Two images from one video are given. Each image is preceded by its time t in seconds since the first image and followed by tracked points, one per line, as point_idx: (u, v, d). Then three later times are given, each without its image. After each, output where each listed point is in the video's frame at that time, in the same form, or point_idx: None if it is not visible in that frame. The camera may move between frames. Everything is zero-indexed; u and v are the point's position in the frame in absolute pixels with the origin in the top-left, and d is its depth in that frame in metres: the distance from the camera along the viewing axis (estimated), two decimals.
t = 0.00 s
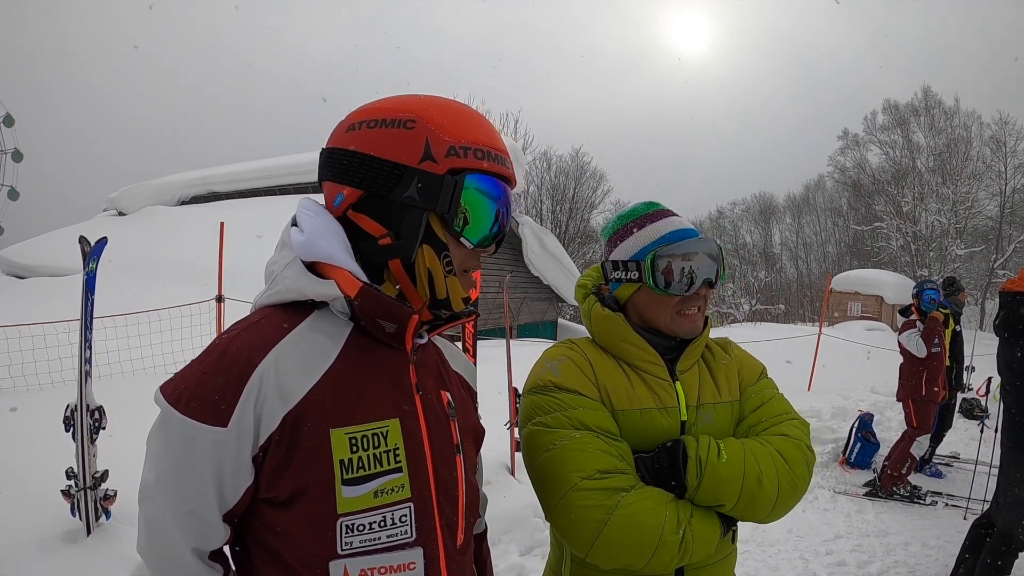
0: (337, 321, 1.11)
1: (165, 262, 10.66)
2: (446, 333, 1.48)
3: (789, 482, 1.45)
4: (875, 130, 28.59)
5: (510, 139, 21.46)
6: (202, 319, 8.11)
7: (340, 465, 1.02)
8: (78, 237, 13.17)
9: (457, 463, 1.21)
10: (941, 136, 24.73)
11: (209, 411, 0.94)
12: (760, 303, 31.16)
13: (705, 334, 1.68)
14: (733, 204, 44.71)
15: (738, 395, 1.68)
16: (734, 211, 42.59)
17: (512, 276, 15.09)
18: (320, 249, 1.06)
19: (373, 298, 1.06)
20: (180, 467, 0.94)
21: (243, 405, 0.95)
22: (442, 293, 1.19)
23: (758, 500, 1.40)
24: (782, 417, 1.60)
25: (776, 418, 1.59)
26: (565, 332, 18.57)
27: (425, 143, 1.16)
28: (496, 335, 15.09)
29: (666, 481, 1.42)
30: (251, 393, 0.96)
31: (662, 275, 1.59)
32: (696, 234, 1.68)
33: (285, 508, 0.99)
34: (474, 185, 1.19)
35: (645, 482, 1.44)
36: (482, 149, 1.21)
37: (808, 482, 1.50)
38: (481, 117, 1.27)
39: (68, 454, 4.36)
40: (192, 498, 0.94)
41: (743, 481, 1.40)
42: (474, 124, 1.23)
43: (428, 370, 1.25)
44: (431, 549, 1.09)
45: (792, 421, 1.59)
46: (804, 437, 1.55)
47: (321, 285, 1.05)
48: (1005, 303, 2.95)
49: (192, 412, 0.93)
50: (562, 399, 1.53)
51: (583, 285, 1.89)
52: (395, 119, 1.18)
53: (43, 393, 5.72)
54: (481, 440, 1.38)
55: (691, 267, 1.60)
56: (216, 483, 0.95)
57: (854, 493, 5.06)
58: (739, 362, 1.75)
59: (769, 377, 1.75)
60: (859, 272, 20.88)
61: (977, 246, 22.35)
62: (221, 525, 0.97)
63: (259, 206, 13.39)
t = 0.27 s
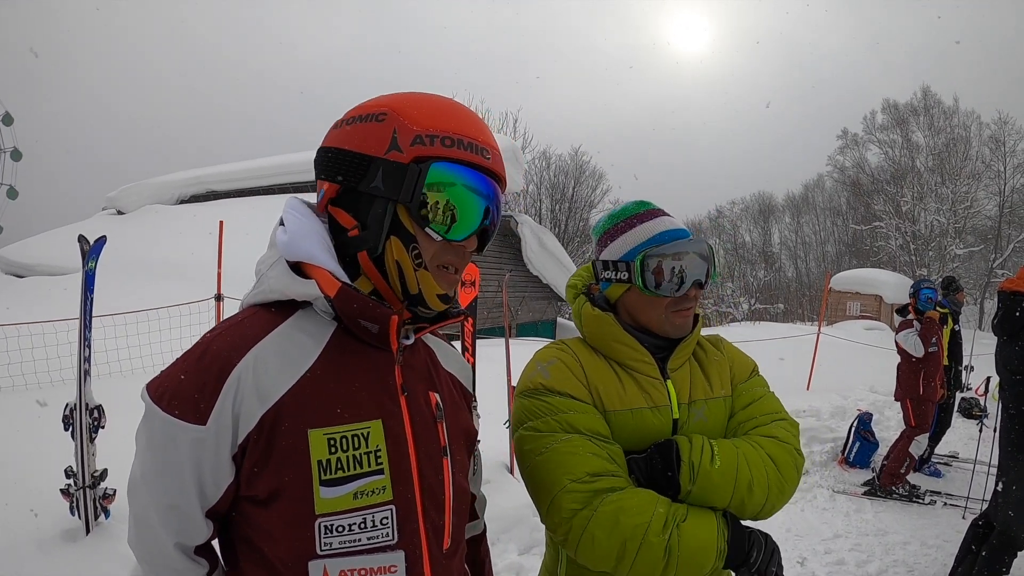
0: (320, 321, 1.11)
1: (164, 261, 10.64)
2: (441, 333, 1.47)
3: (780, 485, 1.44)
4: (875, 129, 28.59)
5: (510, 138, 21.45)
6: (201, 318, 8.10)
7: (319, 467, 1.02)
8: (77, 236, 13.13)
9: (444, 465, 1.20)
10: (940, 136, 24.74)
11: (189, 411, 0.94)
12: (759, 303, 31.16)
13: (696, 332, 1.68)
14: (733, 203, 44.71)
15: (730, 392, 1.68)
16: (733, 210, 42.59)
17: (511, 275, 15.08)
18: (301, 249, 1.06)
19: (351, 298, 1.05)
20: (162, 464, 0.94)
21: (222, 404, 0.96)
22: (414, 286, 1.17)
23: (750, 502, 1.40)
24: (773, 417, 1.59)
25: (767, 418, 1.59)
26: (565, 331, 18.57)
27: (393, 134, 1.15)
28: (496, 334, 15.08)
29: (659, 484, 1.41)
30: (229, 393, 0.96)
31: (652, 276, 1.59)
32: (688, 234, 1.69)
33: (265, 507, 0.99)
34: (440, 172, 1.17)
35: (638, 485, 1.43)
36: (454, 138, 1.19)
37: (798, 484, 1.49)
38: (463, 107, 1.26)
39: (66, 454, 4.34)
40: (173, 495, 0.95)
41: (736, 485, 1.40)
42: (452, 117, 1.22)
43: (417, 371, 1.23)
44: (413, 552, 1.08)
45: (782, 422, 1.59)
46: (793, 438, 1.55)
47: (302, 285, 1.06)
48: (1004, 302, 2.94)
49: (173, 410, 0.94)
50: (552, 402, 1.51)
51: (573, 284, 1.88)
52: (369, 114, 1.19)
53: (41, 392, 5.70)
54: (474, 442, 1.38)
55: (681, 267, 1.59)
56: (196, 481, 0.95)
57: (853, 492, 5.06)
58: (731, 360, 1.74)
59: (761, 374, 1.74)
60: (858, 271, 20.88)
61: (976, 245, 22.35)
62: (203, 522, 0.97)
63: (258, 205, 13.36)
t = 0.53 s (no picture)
0: (308, 319, 1.10)
1: (164, 260, 10.63)
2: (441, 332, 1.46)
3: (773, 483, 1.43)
4: (875, 129, 28.57)
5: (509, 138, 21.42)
6: (201, 318, 8.08)
7: (304, 465, 1.01)
8: (77, 236, 13.11)
9: (436, 466, 1.18)
10: (940, 135, 24.72)
11: (175, 409, 0.94)
12: (759, 303, 31.15)
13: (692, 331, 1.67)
14: (732, 202, 44.72)
15: (724, 390, 1.67)
16: (733, 210, 42.59)
17: (511, 274, 15.07)
18: (285, 247, 1.06)
19: (333, 295, 1.04)
20: (149, 462, 0.94)
21: (207, 402, 0.95)
22: (392, 285, 1.15)
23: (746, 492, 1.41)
24: (766, 412, 1.57)
25: (760, 413, 1.57)
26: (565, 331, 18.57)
27: (369, 129, 1.14)
28: (496, 334, 15.07)
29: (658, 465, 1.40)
30: (213, 392, 0.96)
31: (647, 277, 1.58)
32: (686, 238, 1.67)
33: (252, 505, 0.99)
34: (414, 168, 1.14)
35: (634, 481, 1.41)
36: (429, 132, 1.16)
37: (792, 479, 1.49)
38: (450, 102, 1.25)
39: (67, 453, 4.33)
40: (160, 493, 0.95)
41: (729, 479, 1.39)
42: (435, 110, 1.20)
43: (409, 369, 1.21)
44: (403, 553, 1.07)
45: (776, 417, 1.56)
46: (789, 436, 1.52)
47: (288, 282, 1.06)
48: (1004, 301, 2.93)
49: (160, 408, 0.94)
50: (547, 386, 1.51)
51: (568, 284, 1.87)
52: (349, 110, 1.20)
53: (41, 392, 5.69)
54: (470, 442, 1.36)
55: (676, 268, 1.58)
56: (183, 479, 0.95)
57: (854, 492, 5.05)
58: (726, 357, 1.73)
59: (756, 373, 1.73)
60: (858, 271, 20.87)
61: (976, 245, 22.34)
62: (191, 521, 0.97)
63: (258, 204, 13.34)
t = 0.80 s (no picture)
0: (301, 316, 1.09)
1: (162, 260, 10.60)
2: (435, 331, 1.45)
3: (760, 488, 1.41)
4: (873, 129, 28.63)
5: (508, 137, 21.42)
6: (199, 317, 8.06)
7: (297, 462, 1.00)
8: (74, 235, 13.06)
9: (429, 464, 1.17)
10: (938, 136, 24.78)
11: (168, 405, 0.93)
12: (757, 303, 31.17)
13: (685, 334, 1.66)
14: (731, 203, 44.77)
15: (717, 392, 1.66)
16: (732, 210, 42.62)
17: (509, 274, 15.07)
18: (280, 245, 1.06)
19: (327, 293, 1.04)
20: (143, 459, 0.93)
21: (201, 399, 0.94)
22: (381, 283, 1.15)
23: (729, 499, 1.39)
24: (756, 416, 1.55)
25: (750, 416, 1.55)
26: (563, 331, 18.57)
27: (357, 129, 1.14)
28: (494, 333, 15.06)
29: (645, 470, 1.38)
30: (207, 388, 0.95)
31: (642, 278, 1.57)
32: (683, 240, 1.66)
33: (246, 502, 0.98)
34: (400, 167, 1.13)
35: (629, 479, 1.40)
36: (413, 130, 1.15)
37: (779, 485, 1.46)
38: (440, 101, 1.23)
39: (63, 453, 4.31)
40: (154, 490, 0.94)
41: (716, 480, 1.38)
42: (426, 111, 1.19)
43: (403, 368, 1.21)
44: (396, 550, 1.06)
45: (766, 422, 1.55)
46: (777, 440, 1.50)
47: (282, 280, 1.05)
48: (1000, 301, 2.94)
49: (153, 405, 0.93)
50: (539, 378, 1.50)
51: (565, 282, 1.87)
52: (339, 110, 1.19)
53: (39, 392, 5.67)
54: (464, 439, 1.35)
55: (671, 269, 1.57)
56: (177, 477, 0.94)
57: (851, 492, 5.05)
58: (720, 361, 1.72)
59: (748, 376, 1.72)
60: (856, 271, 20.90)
61: (973, 245, 22.39)
62: (185, 518, 0.96)
63: (256, 204, 13.31)
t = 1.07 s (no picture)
0: (300, 314, 1.09)
1: (162, 261, 10.60)
2: (433, 329, 1.45)
3: (760, 487, 1.42)
4: (873, 128, 28.61)
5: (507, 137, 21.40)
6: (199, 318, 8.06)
7: (297, 458, 1.00)
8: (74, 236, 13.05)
9: (428, 462, 1.16)
10: (937, 134, 24.77)
11: (169, 401, 0.93)
12: (758, 302, 31.16)
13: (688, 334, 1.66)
14: (731, 202, 44.74)
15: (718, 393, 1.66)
16: (732, 209, 42.60)
17: (509, 274, 15.07)
18: (280, 246, 1.06)
19: (327, 292, 1.04)
20: (143, 456, 0.93)
21: (202, 396, 0.94)
22: (379, 286, 1.15)
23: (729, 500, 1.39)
24: (756, 417, 1.56)
25: (750, 417, 1.56)
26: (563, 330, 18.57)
27: (353, 131, 1.14)
28: (494, 333, 15.08)
29: (647, 468, 1.37)
30: (208, 385, 0.94)
31: (648, 276, 1.56)
32: (690, 241, 1.65)
33: (246, 498, 0.98)
34: (398, 169, 1.13)
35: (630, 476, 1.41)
36: (410, 133, 1.15)
37: (778, 486, 1.47)
38: (436, 102, 1.23)
39: (63, 454, 4.31)
40: (155, 486, 0.94)
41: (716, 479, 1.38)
42: (423, 111, 1.19)
43: (401, 366, 1.21)
44: (395, 546, 1.06)
45: (766, 423, 1.56)
46: (775, 441, 1.52)
47: (282, 278, 1.05)
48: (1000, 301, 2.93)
49: (154, 402, 0.92)
50: (545, 374, 1.49)
51: (570, 275, 1.86)
52: (337, 112, 1.19)
53: (39, 393, 5.66)
54: (462, 437, 1.35)
55: (677, 268, 1.57)
56: (177, 474, 0.94)
57: (852, 490, 5.05)
58: (721, 361, 1.73)
59: (748, 377, 1.72)
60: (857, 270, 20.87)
61: (973, 244, 22.37)
62: (185, 515, 0.96)
63: (256, 204, 13.31)
